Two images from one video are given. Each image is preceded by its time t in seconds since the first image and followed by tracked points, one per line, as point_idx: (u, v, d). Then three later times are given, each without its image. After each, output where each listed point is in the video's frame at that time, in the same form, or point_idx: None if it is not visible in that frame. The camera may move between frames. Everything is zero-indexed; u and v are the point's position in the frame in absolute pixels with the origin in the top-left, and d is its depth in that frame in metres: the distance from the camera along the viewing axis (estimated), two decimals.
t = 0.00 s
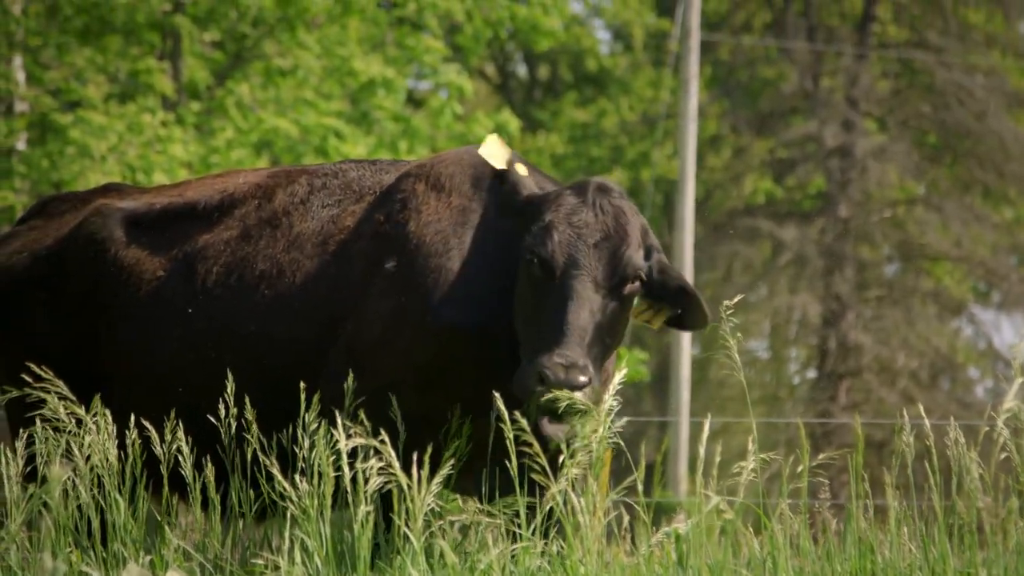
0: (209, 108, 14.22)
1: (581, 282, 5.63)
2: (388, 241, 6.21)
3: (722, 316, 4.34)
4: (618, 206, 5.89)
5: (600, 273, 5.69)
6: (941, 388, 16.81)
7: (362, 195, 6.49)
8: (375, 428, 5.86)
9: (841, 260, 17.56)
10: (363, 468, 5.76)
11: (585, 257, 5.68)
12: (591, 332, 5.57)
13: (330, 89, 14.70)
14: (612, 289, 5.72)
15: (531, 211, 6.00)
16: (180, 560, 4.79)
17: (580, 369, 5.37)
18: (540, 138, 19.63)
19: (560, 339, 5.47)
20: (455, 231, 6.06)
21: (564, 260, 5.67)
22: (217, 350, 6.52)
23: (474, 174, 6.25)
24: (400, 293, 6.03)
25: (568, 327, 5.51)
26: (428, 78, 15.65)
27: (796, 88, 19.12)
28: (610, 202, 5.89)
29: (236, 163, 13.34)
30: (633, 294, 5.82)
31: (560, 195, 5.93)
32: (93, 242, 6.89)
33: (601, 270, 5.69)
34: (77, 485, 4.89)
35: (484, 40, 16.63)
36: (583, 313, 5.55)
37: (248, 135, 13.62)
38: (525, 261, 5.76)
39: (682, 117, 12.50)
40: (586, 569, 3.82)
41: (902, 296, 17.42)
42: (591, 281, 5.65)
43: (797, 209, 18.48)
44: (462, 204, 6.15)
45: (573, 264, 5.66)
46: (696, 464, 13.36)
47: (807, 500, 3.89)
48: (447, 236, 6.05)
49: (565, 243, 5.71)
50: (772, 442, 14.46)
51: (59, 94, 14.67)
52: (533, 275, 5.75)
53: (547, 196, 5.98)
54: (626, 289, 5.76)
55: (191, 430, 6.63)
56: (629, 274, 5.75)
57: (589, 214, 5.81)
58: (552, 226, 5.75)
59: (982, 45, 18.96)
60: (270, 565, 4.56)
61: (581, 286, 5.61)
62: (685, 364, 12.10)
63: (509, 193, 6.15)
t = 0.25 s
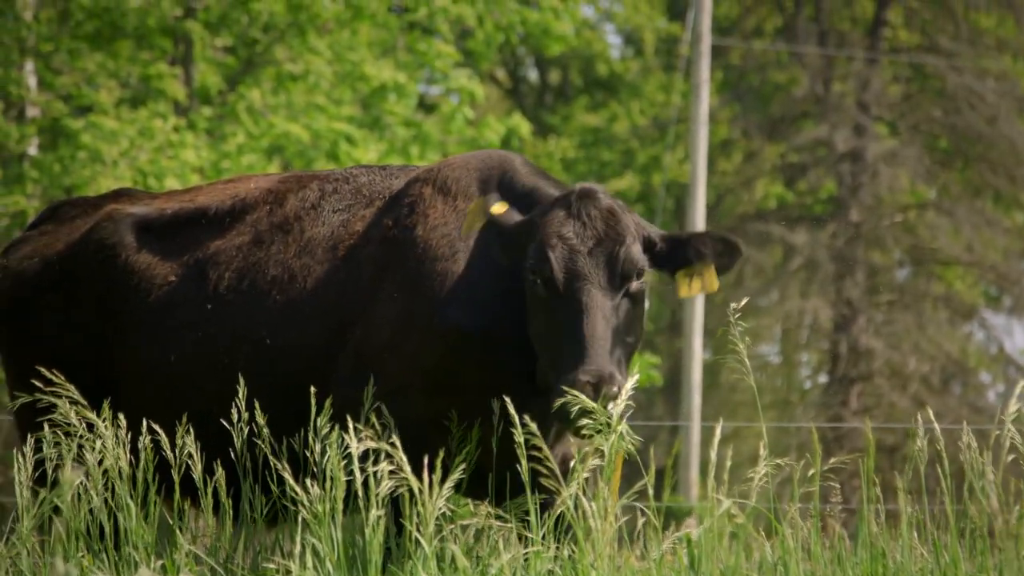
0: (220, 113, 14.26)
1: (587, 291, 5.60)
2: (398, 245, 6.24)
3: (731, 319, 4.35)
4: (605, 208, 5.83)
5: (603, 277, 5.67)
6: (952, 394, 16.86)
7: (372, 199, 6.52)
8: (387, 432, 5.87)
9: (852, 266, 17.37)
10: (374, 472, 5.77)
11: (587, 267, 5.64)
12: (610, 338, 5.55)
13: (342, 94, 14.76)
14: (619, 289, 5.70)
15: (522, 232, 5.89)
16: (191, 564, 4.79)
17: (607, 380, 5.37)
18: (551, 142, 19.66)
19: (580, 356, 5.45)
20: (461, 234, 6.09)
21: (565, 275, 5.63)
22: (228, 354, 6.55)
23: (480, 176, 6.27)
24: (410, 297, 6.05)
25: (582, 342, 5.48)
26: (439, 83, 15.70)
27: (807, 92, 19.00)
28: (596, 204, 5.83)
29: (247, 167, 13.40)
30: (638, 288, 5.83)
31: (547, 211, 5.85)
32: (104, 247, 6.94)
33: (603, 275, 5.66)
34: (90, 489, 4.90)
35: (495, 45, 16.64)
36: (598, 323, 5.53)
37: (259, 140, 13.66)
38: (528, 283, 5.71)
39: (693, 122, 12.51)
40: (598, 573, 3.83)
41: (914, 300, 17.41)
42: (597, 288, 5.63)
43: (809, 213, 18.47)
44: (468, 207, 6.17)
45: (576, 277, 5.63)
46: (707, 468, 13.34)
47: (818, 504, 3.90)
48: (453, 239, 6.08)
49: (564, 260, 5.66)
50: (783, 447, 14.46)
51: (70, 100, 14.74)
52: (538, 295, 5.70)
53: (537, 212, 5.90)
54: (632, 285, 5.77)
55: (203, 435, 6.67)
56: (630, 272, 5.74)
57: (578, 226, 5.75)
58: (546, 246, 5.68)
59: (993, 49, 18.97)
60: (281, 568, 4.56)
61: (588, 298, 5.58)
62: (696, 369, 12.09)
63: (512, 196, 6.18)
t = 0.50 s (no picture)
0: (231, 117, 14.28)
1: (595, 298, 5.60)
2: (405, 250, 6.26)
3: (739, 323, 4.35)
4: (609, 213, 5.83)
5: (611, 284, 5.67)
6: (963, 398, 16.75)
7: (380, 204, 6.53)
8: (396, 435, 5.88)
9: (862, 269, 17.55)
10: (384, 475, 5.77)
11: (593, 274, 5.65)
12: (622, 343, 5.56)
13: (352, 97, 14.79)
14: (628, 295, 5.70)
15: (528, 247, 5.91)
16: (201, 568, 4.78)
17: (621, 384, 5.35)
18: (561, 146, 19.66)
19: (592, 363, 5.45)
20: (467, 239, 6.11)
21: (573, 283, 5.65)
22: (237, 359, 6.58)
23: (485, 181, 6.28)
24: (416, 302, 6.07)
25: (593, 348, 5.50)
26: (449, 86, 15.73)
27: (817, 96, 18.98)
28: (600, 211, 5.84)
29: (257, 171, 13.44)
30: (648, 292, 5.82)
31: (553, 221, 5.85)
32: (114, 253, 6.97)
33: (610, 282, 5.66)
34: (99, 492, 4.90)
35: (505, 49, 16.65)
36: (609, 330, 5.53)
37: (269, 144, 13.69)
38: (538, 293, 5.74)
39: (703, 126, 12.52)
40: None
41: (924, 304, 17.36)
42: (605, 295, 5.63)
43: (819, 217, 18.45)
44: (473, 213, 6.18)
45: (583, 284, 5.64)
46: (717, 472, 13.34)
47: (828, 508, 3.90)
48: (460, 245, 6.10)
49: (571, 269, 5.67)
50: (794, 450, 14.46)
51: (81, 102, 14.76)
52: (549, 304, 5.72)
53: (543, 223, 5.91)
54: (641, 291, 5.77)
55: (212, 439, 6.69)
56: (638, 276, 5.73)
57: (583, 234, 5.75)
58: (553, 257, 5.69)
59: (1004, 53, 18.94)
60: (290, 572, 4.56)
61: (597, 305, 5.59)
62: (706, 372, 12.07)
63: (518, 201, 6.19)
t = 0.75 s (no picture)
0: (241, 112, 14.31)
1: (604, 303, 5.58)
2: (416, 245, 6.28)
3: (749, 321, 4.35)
4: (624, 219, 5.79)
5: (621, 289, 5.64)
6: (974, 393, 16.82)
7: (391, 199, 6.56)
8: (407, 429, 5.89)
9: (872, 264, 17.48)
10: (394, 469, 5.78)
11: (603, 278, 5.63)
12: (626, 349, 5.52)
13: (363, 93, 14.84)
14: (636, 302, 5.67)
15: (540, 244, 5.84)
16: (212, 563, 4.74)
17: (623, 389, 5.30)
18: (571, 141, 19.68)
19: (595, 366, 5.43)
20: (478, 235, 6.13)
21: (581, 285, 5.63)
22: (247, 354, 6.61)
23: (497, 177, 6.30)
24: (427, 297, 6.09)
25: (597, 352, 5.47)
26: (459, 82, 15.79)
27: (828, 91, 18.87)
28: (616, 216, 5.79)
29: (268, 167, 13.47)
30: (659, 302, 5.78)
31: (566, 223, 5.83)
32: (125, 248, 7.01)
33: (620, 288, 5.64)
34: (109, 486, 4.88)
35: (516, 44, 16.66)
36: (614, 334, 5.50)
37: (280, 139, 13.68)
38: (546, 294, 5.72)
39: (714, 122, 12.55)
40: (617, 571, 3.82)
41: (934, 300, 17.35)
42: (614, 300, 5.60)
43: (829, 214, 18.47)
44: (486, 208, 6.21)
45: (592, 288, 5.62)
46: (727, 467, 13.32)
47: (838, 504, 3.90)
48: (471, 240, 6.13)
49: (581, 272, 5.65)
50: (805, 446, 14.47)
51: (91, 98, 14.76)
52: (558, 306, 5.69)
53: (556, 224, 5.88)
54: (651, 299, 5.73)
55: (222, 433, 6.72)
56: (650, 284, 5.69)
57: (597, 238, 5.73)
58: (564, 258, 5.67)
59: (1015, 49, 19.06)
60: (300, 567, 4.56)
61: (604, 309, 5.57)
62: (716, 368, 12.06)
63: (532, 199, 6.18)
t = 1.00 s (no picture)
0: (251, 103, 14.34)
1: (610, 308, 5.52)
2: (426, 234, 6.30)
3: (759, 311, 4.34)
4: (633, 227, 5.78)
5: (627, 297, 5.58)
6: (983, 383, 16.70)
7: (401, 188, 6.58)
8: (417, 419, 5.89)
9: (882, 255, 17.60)
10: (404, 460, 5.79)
11: (611, 284, 5.57)
12: (629, 358, 5.44)
13: (373, 83, 14.86)
14: (642, 310, 5.61)
15: (550, 246, 5.82)
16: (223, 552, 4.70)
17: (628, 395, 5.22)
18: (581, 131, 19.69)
19: (600, 371, 5.34)
20: (489, 225, 6.16)
21: (588, 291, 5.57)
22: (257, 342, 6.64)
23: (509, 168, 6.33)
24: (437, 286, 6.12)
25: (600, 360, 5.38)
26: (468, 73, 15.80)
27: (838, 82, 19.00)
28: (624, 224, 5.78)
29: (277, 157, 13.49)
30: (664, 313, 5.73)
31: (575, 228, 5.81)
32: (135, 236, 7.04)
33: (627, 294, 5.58)
34: (119, 475, 4.86)
35: (525, 35, 16.65)
36: (620, 341, 5.42)
37: (290, 129, 13.70)
38: (551, 299, 5.65)
39: (722, 112, 12.51)
40: (627, 562, 3.82)
41: (944, 290, 17.34)
42: (620, 306, 5.54)
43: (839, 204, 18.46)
44: (497, 197, 6.24)
45: (599, 293, 5.56)
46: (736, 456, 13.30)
47: (848, 495, 3.91)
48: (482, 230, 6.15)
49: (588, 278, 5.59)
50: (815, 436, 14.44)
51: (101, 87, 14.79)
52: (563, 312, 5.62)
53: (565, 228, 5.86)
54: (656, 308, 5.67)
55: (231, 422, 6.74)
56: (657, 292, 5.65)
57: (605, 244, 5.69)
58: (571, 264, 5.62)
59: None
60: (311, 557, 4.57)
61: (610, 314, 5.50)
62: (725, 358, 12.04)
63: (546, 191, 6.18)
